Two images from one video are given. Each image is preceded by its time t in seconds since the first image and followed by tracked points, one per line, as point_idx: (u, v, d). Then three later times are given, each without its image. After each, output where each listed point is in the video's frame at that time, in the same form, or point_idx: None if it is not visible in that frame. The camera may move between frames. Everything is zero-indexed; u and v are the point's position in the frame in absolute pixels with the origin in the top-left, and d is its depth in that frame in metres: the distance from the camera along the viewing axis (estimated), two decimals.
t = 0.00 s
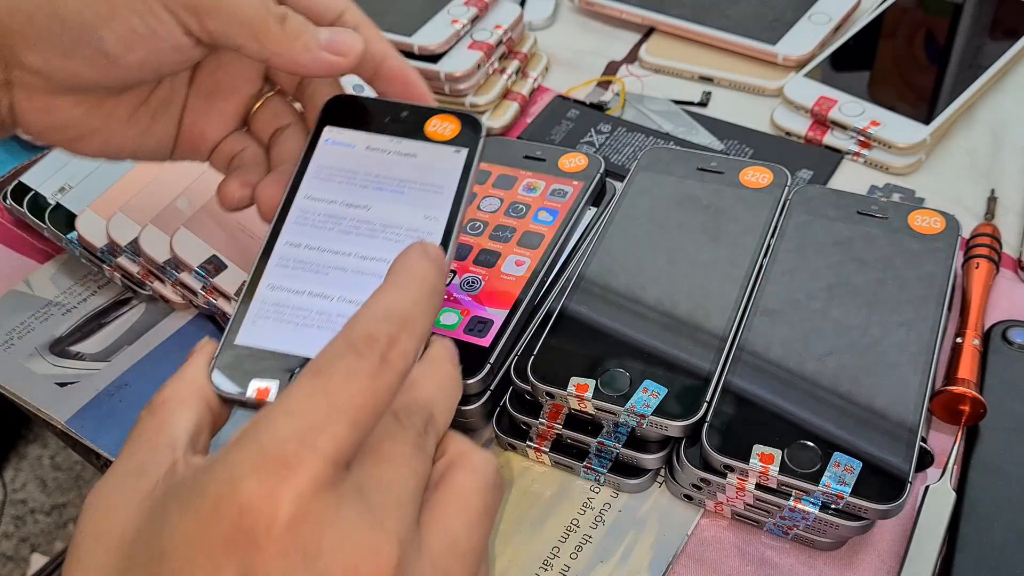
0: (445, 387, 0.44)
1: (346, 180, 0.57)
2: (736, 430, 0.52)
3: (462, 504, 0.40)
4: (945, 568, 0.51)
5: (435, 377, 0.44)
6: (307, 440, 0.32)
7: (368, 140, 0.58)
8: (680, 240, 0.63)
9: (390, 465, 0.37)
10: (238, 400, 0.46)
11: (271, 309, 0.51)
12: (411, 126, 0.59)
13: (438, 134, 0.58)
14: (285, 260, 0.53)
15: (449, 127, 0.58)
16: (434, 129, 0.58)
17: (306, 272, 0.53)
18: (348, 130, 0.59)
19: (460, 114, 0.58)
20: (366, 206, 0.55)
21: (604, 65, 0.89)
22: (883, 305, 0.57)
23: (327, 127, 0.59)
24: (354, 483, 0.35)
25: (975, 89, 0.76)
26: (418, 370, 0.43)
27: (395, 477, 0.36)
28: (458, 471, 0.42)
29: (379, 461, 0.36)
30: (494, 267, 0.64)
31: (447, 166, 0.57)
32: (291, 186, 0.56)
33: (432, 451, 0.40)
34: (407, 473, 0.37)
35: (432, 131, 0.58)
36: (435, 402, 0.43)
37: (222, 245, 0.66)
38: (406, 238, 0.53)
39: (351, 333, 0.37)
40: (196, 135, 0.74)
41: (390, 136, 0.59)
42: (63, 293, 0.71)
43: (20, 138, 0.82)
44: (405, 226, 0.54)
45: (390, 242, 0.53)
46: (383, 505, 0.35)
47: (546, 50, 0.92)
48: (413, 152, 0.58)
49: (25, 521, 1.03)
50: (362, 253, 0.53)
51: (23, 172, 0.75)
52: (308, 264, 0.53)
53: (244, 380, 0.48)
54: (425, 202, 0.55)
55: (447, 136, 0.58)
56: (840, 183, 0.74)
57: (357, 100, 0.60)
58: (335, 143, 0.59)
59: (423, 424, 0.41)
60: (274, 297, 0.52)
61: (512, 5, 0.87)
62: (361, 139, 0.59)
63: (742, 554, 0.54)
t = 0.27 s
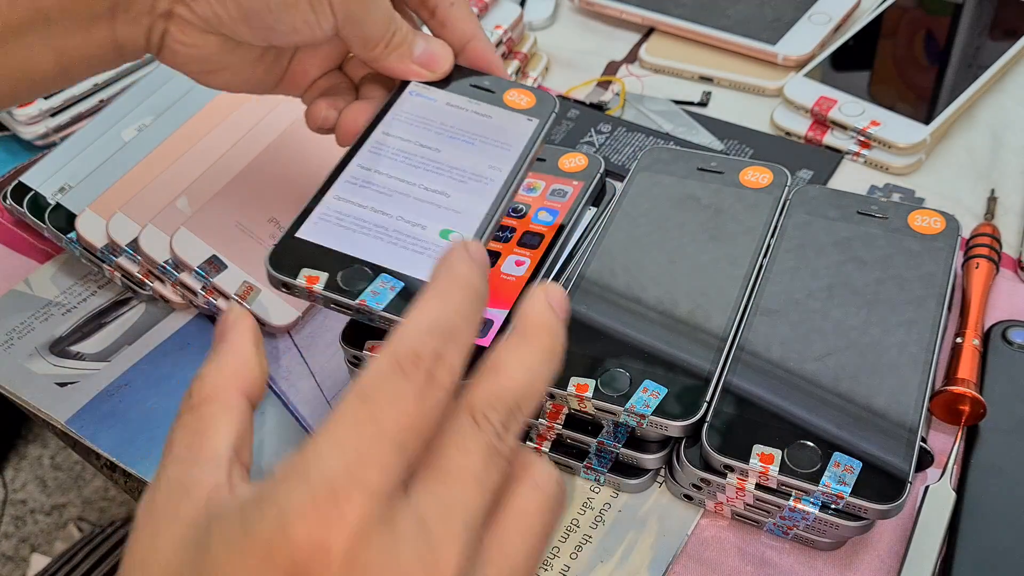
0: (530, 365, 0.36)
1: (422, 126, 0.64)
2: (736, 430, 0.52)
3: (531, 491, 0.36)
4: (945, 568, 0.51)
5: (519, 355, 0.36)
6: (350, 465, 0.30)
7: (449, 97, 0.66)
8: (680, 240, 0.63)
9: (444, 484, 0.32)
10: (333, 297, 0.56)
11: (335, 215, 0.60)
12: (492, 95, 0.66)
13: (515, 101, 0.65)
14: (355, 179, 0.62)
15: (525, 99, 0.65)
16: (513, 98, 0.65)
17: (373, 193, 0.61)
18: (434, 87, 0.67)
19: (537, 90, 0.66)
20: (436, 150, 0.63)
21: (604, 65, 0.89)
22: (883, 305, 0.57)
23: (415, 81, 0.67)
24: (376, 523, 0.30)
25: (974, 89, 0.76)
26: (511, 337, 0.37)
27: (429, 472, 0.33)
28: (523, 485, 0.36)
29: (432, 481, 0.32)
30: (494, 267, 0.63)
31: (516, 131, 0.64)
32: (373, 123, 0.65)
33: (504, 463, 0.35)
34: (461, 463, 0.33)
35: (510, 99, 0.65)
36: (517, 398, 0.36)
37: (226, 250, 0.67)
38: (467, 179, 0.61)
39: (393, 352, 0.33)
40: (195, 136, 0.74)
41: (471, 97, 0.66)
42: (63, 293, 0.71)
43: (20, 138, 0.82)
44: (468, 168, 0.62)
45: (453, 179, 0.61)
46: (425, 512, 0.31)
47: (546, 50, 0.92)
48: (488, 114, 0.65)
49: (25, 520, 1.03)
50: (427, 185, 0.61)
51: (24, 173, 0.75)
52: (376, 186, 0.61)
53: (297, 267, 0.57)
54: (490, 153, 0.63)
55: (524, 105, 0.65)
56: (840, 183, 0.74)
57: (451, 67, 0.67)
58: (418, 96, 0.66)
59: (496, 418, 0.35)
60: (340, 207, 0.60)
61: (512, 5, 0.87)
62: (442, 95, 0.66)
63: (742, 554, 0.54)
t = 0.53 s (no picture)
0: (628, 504, 0.47)
1: (471, 163, 0.67)
2: (736, 430, 0.52)
3: (586, 567, 0.45)
4: (945, 568, 0.51)
5: (616, 496, 0.47)
6: (372, 539, 0.46)
7: (494, 131, 0.69)
8: (680, 240, 0.63)
9: (502, 562, 0.43)
10: (398, 340, 0.58)
11: (396, 258, 0.63)
12: (535, 126, 0.69)
13: (557, 133, 0.68)
14: (413, 222, 0.64)
15: (566, 129, 0.68)
16: (555, 129, 0.68)
17: (430, 235, 0.64)
18: (478, 121, 0.70)
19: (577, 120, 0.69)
20: (486, 186, 0.66)
21: (604, 65, 0.89)
22: (883, 304, 0.57)
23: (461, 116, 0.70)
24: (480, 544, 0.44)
25: (975, 89, 0.76)
26: (604, 471, 0.49)
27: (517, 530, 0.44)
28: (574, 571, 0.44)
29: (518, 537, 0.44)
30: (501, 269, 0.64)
31: (561, 164, 0.67)
32: (424, 163, 0.67)
33: (557, 559, 0.45)
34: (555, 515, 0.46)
35: (552, 131, 0.68)
36: (560, 492, 0.47)
37: (226, 249, 0.67)
38: (516, 217, 0.64)
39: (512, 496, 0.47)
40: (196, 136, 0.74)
41: (516, 130, 0.69)
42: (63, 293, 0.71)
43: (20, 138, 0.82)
44: (516, 207, 0.65)
45: (502, 219, 0.64)
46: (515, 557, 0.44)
47: (546, 50, 0.92)
48: (532, 147, 0.68)
49: (25, 521, 1.03)
50: (478, 225, 0.64)
51: (24, 173, 0.75)
52: (432, 228, 0.64)
53: (367, 314, 0.59)
54: (536, 189, 0.65)
55: (564, 136, 0.68)
56: (840, 183, 0.74)
57: (498, 102, 0.70)
58: (466, 131, 0.69)
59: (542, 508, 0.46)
60: (400, 249, 0.63)
61: (512, 5, 0.87)
62: (487, 129, 0.69)
63: (741, 554, 0.54)
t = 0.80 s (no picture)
0: (608, 506, 0.48)
1: (489, 172, 0.71)
2: (736, 429, 0.52)
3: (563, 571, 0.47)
4: (945, 568, 0.51)
5: (598, 498, 0.49)
6: (368, 548, 0.47)
7: (510, 142, 0.73)
8: (679, 240, 0.63)
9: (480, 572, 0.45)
10: (419, 330, 0.59)
11: (417, 260, 0.65)
12: (550, 131, 0.72)
13: (571, 135, 0.71)
14: (435, 228, 0.67)
15: (579, 131, 0.71)
16: (568, 133, 0.72)
17: (451, 236, 0.66)
18: (495, 135, 0.73)
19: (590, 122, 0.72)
20: (503, 189, 0.69)
21: (604, 65, 0.89)
22: (883, 304, 0.57)
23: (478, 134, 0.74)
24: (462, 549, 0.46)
25: (975, 89, 0.76)
26: (585, 474, 0.50)
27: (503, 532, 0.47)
28: None
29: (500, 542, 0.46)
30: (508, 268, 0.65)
31: (574, 161, 0.69)
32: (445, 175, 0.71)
33: (535, 567, 0.46)
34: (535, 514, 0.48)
35: (566, 134, 0.72)
36: (538, 501, 0.49)
37: (225, 249, 0.67)
38: (532, 212, 0.66)
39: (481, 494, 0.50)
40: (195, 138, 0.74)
41: (531, 139, 0.72)
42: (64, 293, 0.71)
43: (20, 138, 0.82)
44: (533, 203, 0.67)
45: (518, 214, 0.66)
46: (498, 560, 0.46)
47: (546, 50, 0.92)
48: (547, 151, 0.71)
49: (25, 521, 1.03)
50: (496, 223, 0.66)
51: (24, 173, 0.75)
52: (453, 230, 0.67)
53: (388, 311, 0.61)
54: (551, 185, 0.68)
55: (577, 136, 0.71)
56: (840, 183, 0.74)
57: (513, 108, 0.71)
58: (483, 145, 0.73)
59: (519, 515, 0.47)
60: (422, 253, 0.65)
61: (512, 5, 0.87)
62: (504, 141, 0.73)
63: (741, 553, 0.54)
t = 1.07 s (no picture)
0: (611, 521, 0.48)
1: (492, 173, 0.71)
2: (736, 430, 0.52)
3: None
4: (945, 568, 0.51)
5: (602, 513, 0.48)
6: (376, 566, 0.46)
7: (514, 142, 0.73)
8: (679, 240, 0.63)
9: None
10: (419, 331, 0.59)
11: (418, 260, 0.65)
12: (555, 133, 0.72)
13: (575, 137, 0.71)
14: (436, 227, 0.67)
15: (583, 132, 0.71)
16: (574, 134, 0.72)
17: (452, 236, 0.66)
18: (500, 136, 0.74)
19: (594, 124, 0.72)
20: (506, 190, 0.69)
21: (604, 65, 0.89)
22: (883, 304, 0.57)
23: (484, 133, 0.75)
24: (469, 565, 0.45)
25: (974, 89, 0.76)
26: (587, 488, 0.49)
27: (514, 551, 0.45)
28: None
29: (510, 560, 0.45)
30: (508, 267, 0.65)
31: (577, 162, 0.70)
32: (450, 175, 0.71)
33: None
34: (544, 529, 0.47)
35: (570, 136, 0.72)
36: (545, 521, 0.47)
37: (225, 248, 0.67)
38: (534, 213, 0.66)
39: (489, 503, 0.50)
40: (193, 139, 0.74)
41: (535, 139, 0.72)
42: (64, 293, 0.71)
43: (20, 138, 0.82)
44: (536, 203, 0.67)
45: (521, 215, 0.66)
46: None
47: (546, 50, 0.92)
48: (551, 151, 0.71)
49: (25, 521, 1.03)
50: (497, 224, 0.66)
51: (23, 173, 0.75)
52: (454, 230, 0.67)
53: (389, 310, 0.61)
54: (555, 187, 0.68)
55: (581, 138, 0.71)
56: (840, 183, 0.74)
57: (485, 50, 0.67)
58: (489, 145, 0.73)
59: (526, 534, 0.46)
60: (423, 253, 0.66)
61: (512, 5, 0.87)
62: (508, 141, 0.73)
63: (741, 554, 0.54)
